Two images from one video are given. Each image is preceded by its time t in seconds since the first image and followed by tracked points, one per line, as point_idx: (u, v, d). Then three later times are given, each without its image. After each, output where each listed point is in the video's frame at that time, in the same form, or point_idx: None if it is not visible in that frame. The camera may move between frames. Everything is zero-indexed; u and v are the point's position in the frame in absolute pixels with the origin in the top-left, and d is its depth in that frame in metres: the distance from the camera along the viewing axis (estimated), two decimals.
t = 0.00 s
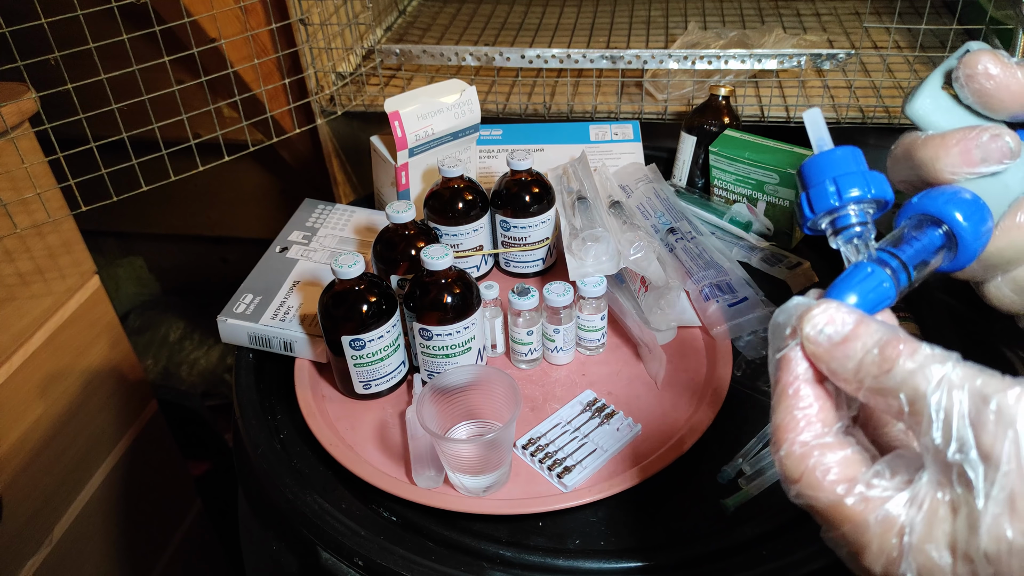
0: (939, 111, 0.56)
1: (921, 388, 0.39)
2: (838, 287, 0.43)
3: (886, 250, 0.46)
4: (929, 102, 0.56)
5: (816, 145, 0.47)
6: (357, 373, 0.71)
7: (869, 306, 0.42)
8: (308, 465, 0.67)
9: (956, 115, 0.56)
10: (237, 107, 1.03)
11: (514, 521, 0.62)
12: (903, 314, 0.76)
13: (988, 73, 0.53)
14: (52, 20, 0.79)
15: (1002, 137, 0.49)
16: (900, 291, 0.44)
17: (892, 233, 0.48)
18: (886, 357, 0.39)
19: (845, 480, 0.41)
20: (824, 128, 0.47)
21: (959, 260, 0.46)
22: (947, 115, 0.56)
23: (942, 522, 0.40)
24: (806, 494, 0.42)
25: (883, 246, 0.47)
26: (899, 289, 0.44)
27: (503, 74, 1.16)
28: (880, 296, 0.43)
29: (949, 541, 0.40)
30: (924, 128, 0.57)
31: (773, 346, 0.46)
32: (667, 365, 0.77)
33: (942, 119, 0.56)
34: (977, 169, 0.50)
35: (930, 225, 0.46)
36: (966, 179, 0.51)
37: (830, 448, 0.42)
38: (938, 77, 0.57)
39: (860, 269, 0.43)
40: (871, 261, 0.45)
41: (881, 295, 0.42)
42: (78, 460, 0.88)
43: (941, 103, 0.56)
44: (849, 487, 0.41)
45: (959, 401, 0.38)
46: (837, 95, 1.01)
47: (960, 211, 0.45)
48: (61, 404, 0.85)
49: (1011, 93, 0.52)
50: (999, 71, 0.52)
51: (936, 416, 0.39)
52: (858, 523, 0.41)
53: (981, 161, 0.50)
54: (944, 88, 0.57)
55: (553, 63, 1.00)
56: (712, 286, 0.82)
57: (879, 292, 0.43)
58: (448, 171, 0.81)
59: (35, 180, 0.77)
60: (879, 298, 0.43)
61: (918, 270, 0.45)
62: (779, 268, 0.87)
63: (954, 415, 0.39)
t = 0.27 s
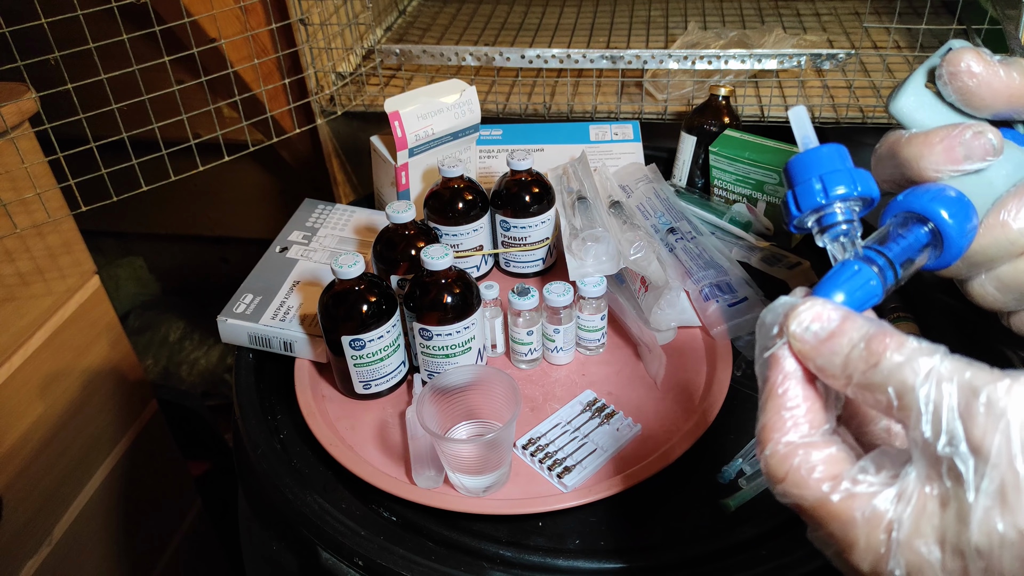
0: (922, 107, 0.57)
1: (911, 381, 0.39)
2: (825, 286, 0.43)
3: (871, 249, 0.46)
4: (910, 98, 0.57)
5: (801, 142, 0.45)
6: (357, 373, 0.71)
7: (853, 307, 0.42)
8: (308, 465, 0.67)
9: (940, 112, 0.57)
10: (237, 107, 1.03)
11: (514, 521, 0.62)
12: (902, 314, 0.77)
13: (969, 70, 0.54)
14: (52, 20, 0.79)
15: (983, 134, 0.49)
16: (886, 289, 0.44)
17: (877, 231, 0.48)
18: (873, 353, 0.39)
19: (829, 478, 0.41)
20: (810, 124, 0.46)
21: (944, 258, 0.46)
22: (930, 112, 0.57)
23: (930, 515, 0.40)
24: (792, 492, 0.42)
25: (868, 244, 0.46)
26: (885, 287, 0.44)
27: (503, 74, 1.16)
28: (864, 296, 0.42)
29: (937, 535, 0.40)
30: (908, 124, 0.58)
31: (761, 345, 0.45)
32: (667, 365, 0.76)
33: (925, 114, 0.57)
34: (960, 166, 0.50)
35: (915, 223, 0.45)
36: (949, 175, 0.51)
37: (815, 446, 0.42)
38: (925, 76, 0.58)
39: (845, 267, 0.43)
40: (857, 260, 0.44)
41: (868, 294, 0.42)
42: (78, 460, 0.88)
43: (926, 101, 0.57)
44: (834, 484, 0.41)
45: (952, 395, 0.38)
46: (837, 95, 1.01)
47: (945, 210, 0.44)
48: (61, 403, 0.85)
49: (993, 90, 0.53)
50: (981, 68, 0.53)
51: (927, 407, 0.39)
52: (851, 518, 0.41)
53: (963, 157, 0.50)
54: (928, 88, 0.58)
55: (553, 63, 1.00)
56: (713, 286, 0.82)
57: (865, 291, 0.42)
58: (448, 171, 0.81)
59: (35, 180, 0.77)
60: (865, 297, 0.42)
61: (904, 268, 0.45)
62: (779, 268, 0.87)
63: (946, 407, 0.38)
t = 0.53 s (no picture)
0: (940, 101, 0.55)
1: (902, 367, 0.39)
2: (824, 286, 0.43)
3: (874, 250, 0.45)
4: (930, 89, 0.55)
5: (815, 136, 0.45)
6: (357, 373, 0.71)
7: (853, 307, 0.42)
8: (307, 465, 0.66)
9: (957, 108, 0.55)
10: (237, 107, 1.03)
11: (514, 521, 0.62)
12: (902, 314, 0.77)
13: (992, 69, 0.51)
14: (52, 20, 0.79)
15: (1002, 136, 0.48)
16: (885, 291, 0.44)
17: (882, 231, 0.48)
18: (865, 344, 0.39)
19: (813, 468, 0.41)
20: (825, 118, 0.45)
21: (948, 260, 0.46)
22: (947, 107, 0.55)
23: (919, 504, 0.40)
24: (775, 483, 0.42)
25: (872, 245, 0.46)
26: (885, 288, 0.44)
27: (503, 74, 1.16)
28: (864, 296, 0.42)
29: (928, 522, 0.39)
30: (924, 117, 0.56)
31: (756, 345, 0.45)
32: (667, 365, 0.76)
33: (942, 109, 0.55)
34: (974, 168, 0.49)
35: (920, 224, 0.45)
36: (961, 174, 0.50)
37: (801, 438, 0.42)
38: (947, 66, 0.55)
39: (847, 268, 0.43)
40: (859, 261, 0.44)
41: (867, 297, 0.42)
42: (78, 461, 0.88)
43: (944, 95, 0.55)
44: (816, 474, 0.41)
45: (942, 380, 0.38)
46: (837, 95, 1.01)
47: (950, 211, 0.44)
48: (61, 403, 0.85)
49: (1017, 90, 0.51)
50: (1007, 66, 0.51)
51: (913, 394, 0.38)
52: (832, 503, 0.41)
53: (978, 158, 0.49)
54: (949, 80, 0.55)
55: (553, 63, 1.00)
56: (713, 286, 0.82)
57: (864, 294, 0.42)
58: (448, 171, 0.81)
59: (35, 180, 0.77)
60: (864, 301, 0.42)
61: (906, 269, 0.45)
62: (780, 268, 0.87)
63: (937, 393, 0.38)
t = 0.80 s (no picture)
0: (984, 103, 0.50)
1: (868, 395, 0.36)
2: (821, 299, 0.40)
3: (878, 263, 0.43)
4: (975, 91, 0.50)
5: (845, 139, 0.41)
6: (357, 373, 0.71)
7: (849, 323, 0.39)
8: (307, 465, 0.66)
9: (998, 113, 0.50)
10: (237, 107, 1.03)
11: (514, 521, 0.62)
12: (902, 314, 0.77)
13: None
14: (52, 20, 0.79)
15: None
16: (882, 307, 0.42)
17: (892, 239, 0.47)
18: (831, 375, 0.37)
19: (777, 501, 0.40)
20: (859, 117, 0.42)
21: (955, 275, 0.45)
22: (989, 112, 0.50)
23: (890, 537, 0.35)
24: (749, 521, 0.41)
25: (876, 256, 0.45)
26: (883, 300, 0.43)
27: (503, 74, 1.16)
28: (863, 313, 0.39)
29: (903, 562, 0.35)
30: (963, 116, 0.51)
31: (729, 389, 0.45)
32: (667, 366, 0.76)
33: (983, 113, 0.50)
34: (999, 182, 0.48)
35: (927, 236, 0.44)
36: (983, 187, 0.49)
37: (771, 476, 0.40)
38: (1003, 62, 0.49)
39: (850, 282, 0.40)
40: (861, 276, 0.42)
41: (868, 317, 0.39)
42: (78, 460, 0.88)
43: (989, 96, 0.50)
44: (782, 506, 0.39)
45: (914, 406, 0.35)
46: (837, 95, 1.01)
47: (959, 225, 0.43)
48: (61, 404, 0.85)
49: None
50: None
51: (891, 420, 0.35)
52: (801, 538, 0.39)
53: (1006, 175, 0.48)
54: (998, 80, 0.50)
55: (553, 63, 1.00)
56: (713, 286, 0.82)
57: (864, 313, 0.39)
58: (448, 171, 0.81)
59: (35, 180, 0.77)
60: (863, 321, 0.40)
61: (909, 282, 0.44)
62: (780, 268, 0.87)
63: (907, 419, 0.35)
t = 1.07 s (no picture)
0: (937, 93, 0.50)
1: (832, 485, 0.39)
2: (763, 264, 0.45)
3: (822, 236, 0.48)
4: (927, 82, 0.51)
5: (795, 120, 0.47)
6: (357, 373, 0.71)
7: (787, 285, 0.45)
8: (307, 465, 0.66)
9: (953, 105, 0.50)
10: (237, 107, 1.03)
11: (514, 521, 0.62)
12: (903, 314, 0.77)
13: (993, 74, 0.47)
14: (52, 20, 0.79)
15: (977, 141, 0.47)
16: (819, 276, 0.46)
17: (845, 215, 0.50)
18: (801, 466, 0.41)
19: None
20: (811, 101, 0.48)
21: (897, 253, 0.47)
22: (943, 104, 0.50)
23: None
24: None
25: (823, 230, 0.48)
26: (821, 271, 0.47)
27: (503, 74, 1.16)
28: (797, 276, 0.45)
29: None
30: (919, 107, 0.51)
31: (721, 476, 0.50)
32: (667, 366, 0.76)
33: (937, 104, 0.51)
34: (946, 167, 0.48)
35: (872, 215, 0.47)
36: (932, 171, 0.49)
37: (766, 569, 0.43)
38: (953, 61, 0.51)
39: (790, 250, 0.45)
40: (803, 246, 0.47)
41: (801, 280, 0.45)
42: (78, 461, 0.88)
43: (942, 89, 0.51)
44: None
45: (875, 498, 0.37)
46: (837, 95, 1.01)
47: (901, 206, 0.46)
48: (61, 404, 0.85)
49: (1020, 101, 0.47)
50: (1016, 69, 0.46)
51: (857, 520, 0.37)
52: None
53: (951, 159, 0.48)
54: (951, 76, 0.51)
55: (553, 63, 1.00)
56: (713, 286, 0.82)
57: (798, 277, 0.45)
58: (448, 171, 0.81)
59: (35, 180, 0.77)
60: (798, 284, 0.45)
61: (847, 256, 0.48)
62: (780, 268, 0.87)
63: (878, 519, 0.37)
